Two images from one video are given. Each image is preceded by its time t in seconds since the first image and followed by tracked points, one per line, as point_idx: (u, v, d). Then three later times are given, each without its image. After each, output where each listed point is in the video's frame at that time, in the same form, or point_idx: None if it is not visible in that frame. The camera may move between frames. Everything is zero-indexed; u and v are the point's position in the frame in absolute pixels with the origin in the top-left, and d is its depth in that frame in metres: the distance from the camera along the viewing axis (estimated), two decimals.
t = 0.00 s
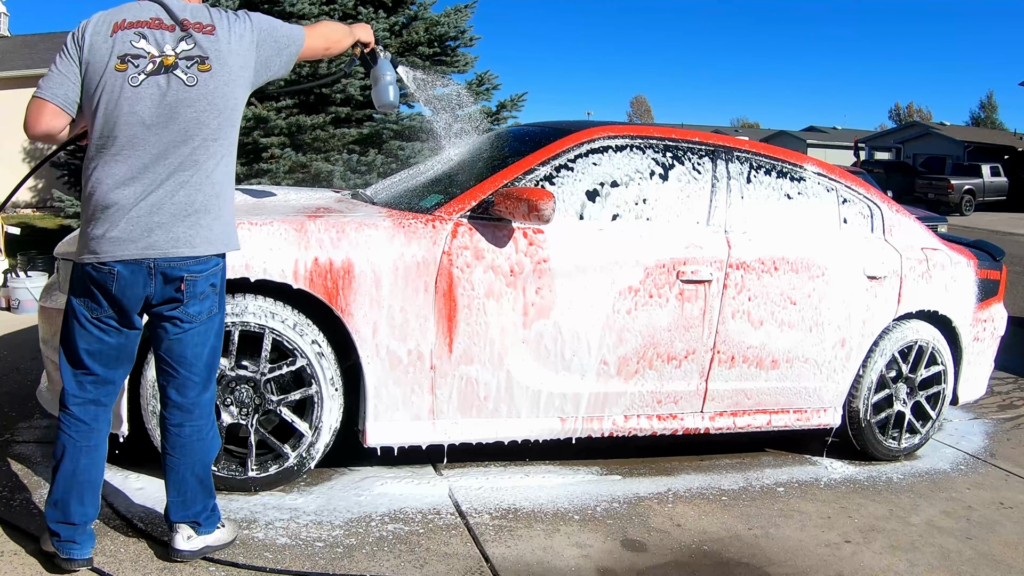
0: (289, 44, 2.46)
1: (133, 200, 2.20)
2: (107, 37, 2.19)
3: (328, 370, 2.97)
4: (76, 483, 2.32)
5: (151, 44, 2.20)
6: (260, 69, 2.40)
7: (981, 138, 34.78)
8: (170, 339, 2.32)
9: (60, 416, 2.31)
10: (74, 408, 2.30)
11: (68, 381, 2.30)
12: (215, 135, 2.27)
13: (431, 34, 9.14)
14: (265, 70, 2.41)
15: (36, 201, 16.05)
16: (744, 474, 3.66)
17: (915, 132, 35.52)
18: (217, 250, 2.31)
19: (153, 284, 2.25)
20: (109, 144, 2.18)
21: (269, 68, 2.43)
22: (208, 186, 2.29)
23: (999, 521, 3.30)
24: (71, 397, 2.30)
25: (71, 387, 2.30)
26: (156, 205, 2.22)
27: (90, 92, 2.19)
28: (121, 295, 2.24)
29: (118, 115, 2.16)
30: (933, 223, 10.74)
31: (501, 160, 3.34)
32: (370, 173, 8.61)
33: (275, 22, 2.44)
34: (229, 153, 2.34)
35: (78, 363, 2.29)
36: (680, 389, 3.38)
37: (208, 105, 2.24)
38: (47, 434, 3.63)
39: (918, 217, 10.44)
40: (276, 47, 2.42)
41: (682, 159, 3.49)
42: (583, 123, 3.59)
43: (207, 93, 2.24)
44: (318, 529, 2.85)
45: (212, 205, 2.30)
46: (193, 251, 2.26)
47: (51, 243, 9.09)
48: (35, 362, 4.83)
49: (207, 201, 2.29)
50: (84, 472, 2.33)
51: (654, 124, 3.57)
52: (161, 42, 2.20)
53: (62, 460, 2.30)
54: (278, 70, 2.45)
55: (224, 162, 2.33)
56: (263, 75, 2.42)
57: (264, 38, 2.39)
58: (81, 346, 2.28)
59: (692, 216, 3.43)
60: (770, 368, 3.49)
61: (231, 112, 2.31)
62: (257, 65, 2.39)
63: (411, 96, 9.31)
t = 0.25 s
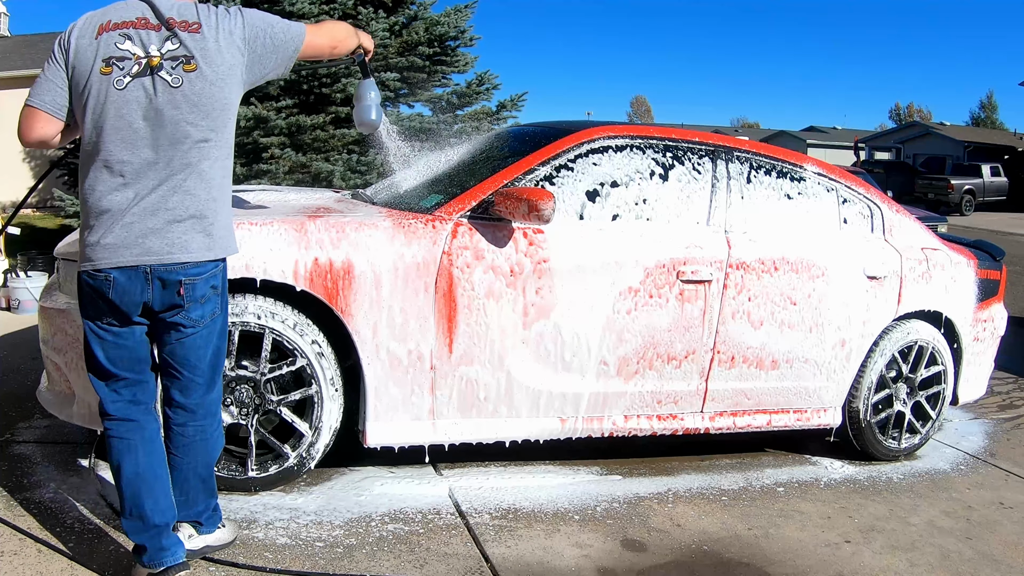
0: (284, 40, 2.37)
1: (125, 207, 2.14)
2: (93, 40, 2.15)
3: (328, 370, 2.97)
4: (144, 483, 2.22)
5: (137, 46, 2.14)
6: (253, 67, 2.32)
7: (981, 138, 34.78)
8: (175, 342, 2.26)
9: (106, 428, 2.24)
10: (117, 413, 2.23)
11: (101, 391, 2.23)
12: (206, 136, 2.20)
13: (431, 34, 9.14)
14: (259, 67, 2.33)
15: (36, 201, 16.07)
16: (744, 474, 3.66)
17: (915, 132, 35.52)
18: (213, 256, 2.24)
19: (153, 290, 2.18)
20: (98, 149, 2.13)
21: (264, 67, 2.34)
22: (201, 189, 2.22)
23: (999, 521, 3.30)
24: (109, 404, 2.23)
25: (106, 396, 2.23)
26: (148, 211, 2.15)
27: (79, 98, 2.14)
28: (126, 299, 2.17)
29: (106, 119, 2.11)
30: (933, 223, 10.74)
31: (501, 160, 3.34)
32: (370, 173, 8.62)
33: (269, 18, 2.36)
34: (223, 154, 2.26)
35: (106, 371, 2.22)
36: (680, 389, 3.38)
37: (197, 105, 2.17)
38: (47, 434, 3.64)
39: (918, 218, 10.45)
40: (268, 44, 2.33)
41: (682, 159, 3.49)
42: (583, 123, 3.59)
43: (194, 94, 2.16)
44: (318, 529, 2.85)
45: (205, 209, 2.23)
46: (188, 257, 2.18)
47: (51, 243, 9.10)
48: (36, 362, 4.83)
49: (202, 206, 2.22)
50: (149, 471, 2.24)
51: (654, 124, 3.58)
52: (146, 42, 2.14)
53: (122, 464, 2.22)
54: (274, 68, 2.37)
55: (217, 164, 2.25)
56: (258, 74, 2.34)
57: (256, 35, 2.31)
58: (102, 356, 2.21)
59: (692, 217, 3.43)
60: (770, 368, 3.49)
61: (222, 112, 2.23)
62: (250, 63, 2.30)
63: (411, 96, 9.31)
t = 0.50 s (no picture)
0: (269, 32, 2.27)
1: (108, 213, 2.07)
2: (71, 42, 2.09)
3: (328, 370, 2.97)
4: (159, 512, 2.16)
5: (113, 45, 2.07)
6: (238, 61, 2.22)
7: (981, 138, 34.78)
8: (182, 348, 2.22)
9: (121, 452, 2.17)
10: (131, 436, 2.16)
11: (114, 411, 2.16)
12: (188, 135, 2.11)
13: (431, 34, 9.15)
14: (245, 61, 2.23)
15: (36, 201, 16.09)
16: (744, 474, 3.66)
17: (915, 132, 35.52)
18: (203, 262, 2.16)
19: (149, 300, 2.12)
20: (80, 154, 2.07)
21: (249, 60, 2.24)
22: (187, 191, 2.13)
23: (999, 521, 3.30)
24: (121, 425, 2.16)
25: (120, 416, 2.16)
26: (131, 216, 2.08)
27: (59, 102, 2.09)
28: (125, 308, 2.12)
29: (83, 122, 2.05)
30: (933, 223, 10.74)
31: (501, 160, 3.34)
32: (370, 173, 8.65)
33: (252, 8, 2.26)
34: (209, 153, 2.17)
35: (117, 386, 2.16)
36: (680, 389, 3.38)
37: (177, 104, 2.08)
38: (47, 435, 3.64)
39: (918, 218, 10.45)
40: (251, 36, 2.23)
41: (682, 159, 3.49)
42: (583, 123, 3.59)
43: (172, 91, 2.07)
44: (318, 529, 2.85)
45: (192, 212, 2.15)
46: (178, 264, 2.12)
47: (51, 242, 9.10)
48: (36, 362, 4.84)
49: (188, 208, 2.14)
50: (164, 499, 2.17)
51: (654, 124, 3.57)
52: (122, 41, 2.07)
53: (136, 492, 2.15)
54: (261, 61, 2.27)
55: (203, 164, 2.16)
56: (244, 68, 2.24)
57: (237, 28, 2.21)
58: (112, 368, 2.14)
59: (692, 217, 3.43)
60: (770, 369, 3.48)
61: (205, 109, 2.14)
62: (233, 56, 2.21)
63: (411, 96, 9.31)
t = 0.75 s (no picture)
0: (291, 27, 2.17)
1: (122, 215, 1.99)
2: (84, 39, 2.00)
3: (328, 370, 2.97)
4: (161, 515, 2.14)
5: (128, 42, 1.98)
6: (258, 58, 2.13)
7: (981, 137, 34.77)
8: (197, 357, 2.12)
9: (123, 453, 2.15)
10: (135, 440, 2.13)
11: (120, 414, 2.14)
12: (205, 136, 2.02)
13: (431, 34, 9.15)
14: (265, 57, 2.14)
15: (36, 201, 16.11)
16: (744, 474, 3.66)
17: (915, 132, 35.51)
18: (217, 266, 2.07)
19: (156, 306, 2.06)
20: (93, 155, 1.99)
21: (269, 57, 2.15)
22: (203, 193, 2.05)
23: (999, 521, 3.30)
24: (126, 429, 2.13)
25: (124, 418, 2.13)
26: (145, 219, 2.00)
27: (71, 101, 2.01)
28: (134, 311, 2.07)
29: (97, 122, 1.96)
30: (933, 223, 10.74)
31: (501, 160, 3.35)
32: (370, 173, 8.60)
33: (272, 2, 2.16)
34: (226, 154, 2.09)
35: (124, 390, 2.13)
36: (680, 389, 3.38)
37: (195, 103, 1.99)
38: (47, 434, 3.64)
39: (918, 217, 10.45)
40: (271, 31, 2.14)
41: (682, 159, 3.49)
42: (583, 123, 3.59)
43: (189, 91, 1.98)
44: (318, 529, 2.85)
45: (209, 214, 2.06)
46: (193, 268, 2.04)
47: (51, 242, 9.10)
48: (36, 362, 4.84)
49: (204, 210, 2.05)
50: (166, 502, 2.15)
51: (654, 124, 3.57)
52: (137, 38, 1.98)
53: (139, 494, 2.14)
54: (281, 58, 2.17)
55: (221, 165, 2.08)
56: (264, 65, 2.15)
57: (257, 24, 2.12)
58: (119, 372, 2.12)
59: (692, 217, 3.43)
60: (770, 369, 3.48)
61: (224, 108, 2.05)
62: (253, 53, 2.11)
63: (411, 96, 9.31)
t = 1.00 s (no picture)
0: (330, 32, 2.17)
1: (157, 220, 1.96)
2: (122, 40, 1.98)
3: (328, 370, 2.97)
4: (162, 510, 2.14)
5: (166, 43, 1.95)
6: (296, 62, 2.12)
7: (981, 137, 34.77)
8: (218, 369, 2.05)
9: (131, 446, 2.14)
10: (144, 434, 2.13)
11: (131, 409, 2.13)
12: (243, 140, 2.00)
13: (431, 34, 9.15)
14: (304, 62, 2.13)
15: (36, 201, 16.12)
16: (744, 474, 3.66)
17: (915, 132, 35.50)
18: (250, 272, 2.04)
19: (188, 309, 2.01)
20: (129, 157, 1.95)
21: (307, 61, 2.14)
22: (239, 198, 2.02)
23: (999, 521, 3.30)
24: (136, 424, 2.13)
25: (135, 414, 2.13)
26: (181, 223, 1.96)
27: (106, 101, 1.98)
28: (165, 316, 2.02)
29: (134, 124, 1.93)
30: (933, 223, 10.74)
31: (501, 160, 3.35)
32: (370, 173, 8.53)
33: (312, 6, 2.15)
34: (263, 159, 2.06)
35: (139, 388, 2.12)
36: (680, 389, 3.38)
37: (234, 106, 1.97)
38: (47, 434, 3.64)
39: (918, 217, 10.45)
40: (310, 35, 2.13)
41: (682, 159, 3.49)
42: (583, 123, 3.59)
43: (228, 94, 1.96)
44: (318, 529, 2.85)
45: (245, 220, 2.03)
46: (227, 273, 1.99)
47: (51, 242, 9.10)
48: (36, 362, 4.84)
49: (240, 216, 2.02)
50: (169, 497, 2.15)
51: (654, 124, 3.57)
52: (176, 40, 1.95)
53: (142, 489, 2.13)
54: (320, 62, 2.17)
55: (257, 169, 2.05)
56: (302, 70, 2.14)
57: (297, 28, 2.10)
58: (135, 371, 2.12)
59: (692, 217, 3.43)
60: (770, 369, 3.48)
61: (262, 113, 2.02)
62: (291, 57, 2.10)
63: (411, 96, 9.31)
